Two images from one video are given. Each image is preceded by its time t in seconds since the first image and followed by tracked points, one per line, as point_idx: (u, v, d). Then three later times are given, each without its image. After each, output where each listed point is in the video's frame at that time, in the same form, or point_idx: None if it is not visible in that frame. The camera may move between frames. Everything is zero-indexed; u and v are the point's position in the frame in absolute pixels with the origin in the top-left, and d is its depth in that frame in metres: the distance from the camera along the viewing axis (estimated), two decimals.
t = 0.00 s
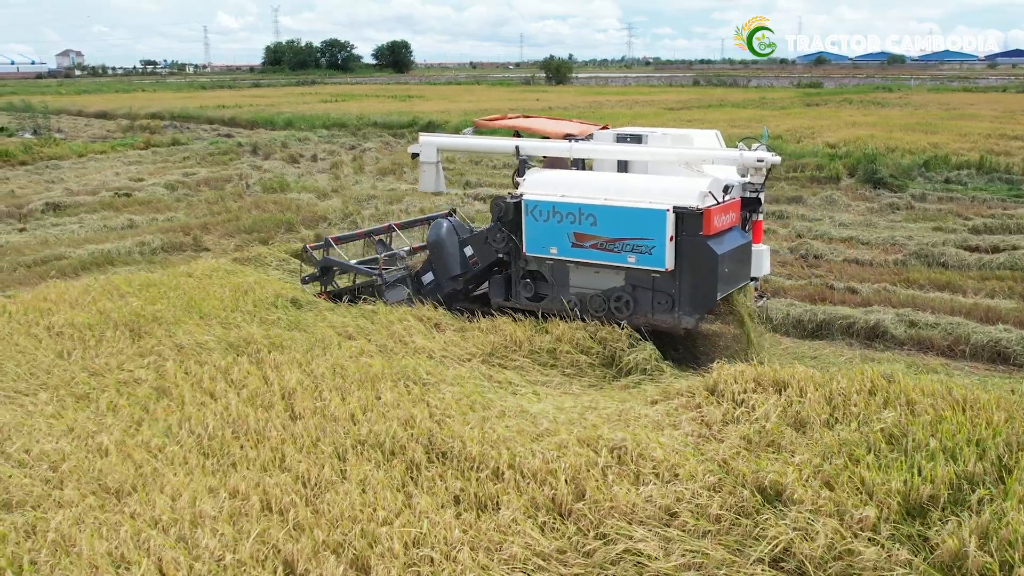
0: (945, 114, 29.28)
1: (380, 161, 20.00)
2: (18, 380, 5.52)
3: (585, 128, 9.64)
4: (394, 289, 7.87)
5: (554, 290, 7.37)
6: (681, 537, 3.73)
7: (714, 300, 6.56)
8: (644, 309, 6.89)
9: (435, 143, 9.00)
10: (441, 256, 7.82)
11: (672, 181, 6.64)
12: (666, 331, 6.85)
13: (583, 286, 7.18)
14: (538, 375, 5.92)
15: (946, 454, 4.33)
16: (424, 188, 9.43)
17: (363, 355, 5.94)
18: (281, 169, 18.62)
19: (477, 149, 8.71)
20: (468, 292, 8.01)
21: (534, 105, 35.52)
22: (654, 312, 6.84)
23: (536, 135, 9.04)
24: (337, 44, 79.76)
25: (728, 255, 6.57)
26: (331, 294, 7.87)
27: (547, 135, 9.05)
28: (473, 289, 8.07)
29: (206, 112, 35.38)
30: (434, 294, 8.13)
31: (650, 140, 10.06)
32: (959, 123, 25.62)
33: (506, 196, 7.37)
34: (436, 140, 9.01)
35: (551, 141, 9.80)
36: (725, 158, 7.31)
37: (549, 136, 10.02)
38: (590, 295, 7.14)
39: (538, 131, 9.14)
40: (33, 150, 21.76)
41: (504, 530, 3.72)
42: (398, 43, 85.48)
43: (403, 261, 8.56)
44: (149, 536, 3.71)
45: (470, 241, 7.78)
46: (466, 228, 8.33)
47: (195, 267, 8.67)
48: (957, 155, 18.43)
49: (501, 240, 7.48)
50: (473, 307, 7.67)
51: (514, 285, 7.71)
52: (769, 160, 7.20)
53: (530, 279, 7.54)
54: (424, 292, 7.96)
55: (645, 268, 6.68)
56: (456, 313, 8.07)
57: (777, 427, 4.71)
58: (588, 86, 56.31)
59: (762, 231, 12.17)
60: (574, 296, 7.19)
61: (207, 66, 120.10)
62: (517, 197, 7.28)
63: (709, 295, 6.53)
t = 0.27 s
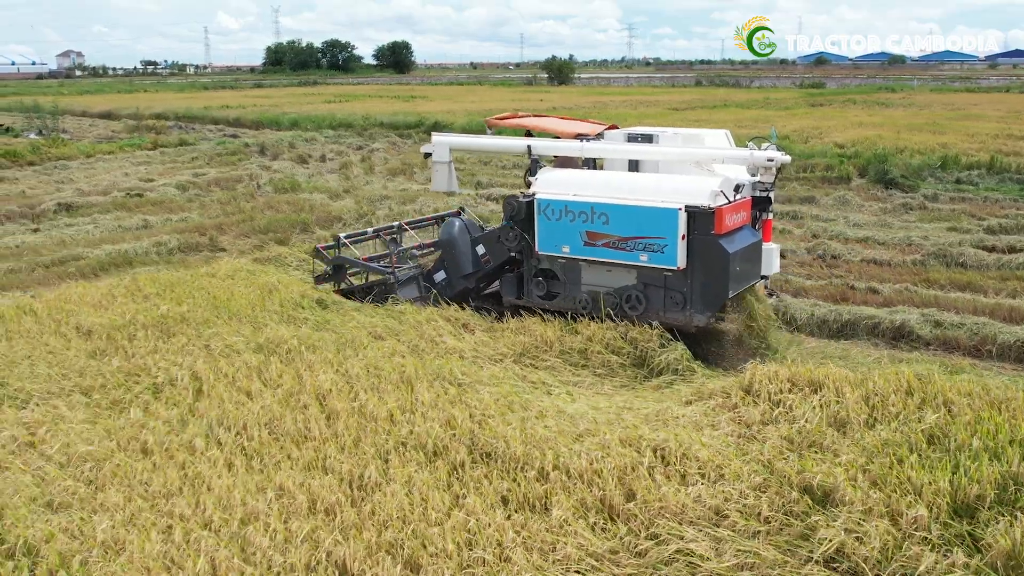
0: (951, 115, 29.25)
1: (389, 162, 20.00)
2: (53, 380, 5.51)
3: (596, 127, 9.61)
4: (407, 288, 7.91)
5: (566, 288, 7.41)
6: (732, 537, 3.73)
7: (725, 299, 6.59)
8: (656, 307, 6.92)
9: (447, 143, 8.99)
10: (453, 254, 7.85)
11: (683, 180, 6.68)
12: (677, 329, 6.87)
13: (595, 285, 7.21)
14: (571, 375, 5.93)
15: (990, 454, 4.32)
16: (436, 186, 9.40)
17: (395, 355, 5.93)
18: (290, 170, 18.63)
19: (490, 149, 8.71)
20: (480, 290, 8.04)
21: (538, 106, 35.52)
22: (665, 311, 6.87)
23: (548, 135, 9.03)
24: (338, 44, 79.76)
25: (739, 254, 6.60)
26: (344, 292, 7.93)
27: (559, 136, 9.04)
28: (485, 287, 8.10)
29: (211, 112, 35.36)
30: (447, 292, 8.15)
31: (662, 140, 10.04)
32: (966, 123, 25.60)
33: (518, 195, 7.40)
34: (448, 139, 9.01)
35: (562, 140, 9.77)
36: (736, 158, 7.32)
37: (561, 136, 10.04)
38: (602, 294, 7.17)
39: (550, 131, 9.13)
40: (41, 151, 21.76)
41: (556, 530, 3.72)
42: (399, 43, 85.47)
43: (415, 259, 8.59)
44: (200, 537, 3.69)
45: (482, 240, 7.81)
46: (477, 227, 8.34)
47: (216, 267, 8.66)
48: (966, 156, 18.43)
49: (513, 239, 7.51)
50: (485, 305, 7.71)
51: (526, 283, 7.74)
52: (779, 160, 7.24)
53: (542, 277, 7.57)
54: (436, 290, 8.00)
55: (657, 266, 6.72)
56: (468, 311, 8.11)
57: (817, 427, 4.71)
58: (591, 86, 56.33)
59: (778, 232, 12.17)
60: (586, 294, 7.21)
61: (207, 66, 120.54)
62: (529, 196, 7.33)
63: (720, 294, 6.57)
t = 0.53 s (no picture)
0: (957, 114, 29.23)
1: (398, 162, 20.00)
2: (88, 379, 5.50)
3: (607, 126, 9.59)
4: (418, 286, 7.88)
5: (578, 285, 7.37)
6: (785, 536, 3.72)
7: (737, 296, 6.57)
8: (668, 304, 6.89)
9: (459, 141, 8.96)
10: (465, 252, 7.80)
11: (696, 177, 6.66)
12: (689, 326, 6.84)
13: (607, 281, 7.17)
14: (603, 373, 5.93)
15: None
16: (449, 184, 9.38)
17: (428, 354, 5.93)
18: (300, 170, 18.64)
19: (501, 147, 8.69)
20: (492, 287, 7.99)
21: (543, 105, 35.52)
22: (678, 307, 6.84)
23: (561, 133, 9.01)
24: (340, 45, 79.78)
25: (751, 251, 6.58)
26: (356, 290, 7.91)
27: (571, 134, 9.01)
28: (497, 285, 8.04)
29: (216, 112, 35.38)
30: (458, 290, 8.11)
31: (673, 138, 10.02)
32: (974, 123, 25.57)
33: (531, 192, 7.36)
34: (460, 137, 8.99)
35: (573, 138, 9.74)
36: (747, 155, 7.30)
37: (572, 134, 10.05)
38: (614, 290, 7.13)
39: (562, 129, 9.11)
40: (49, 151, 21.77)
41: (610, 529, 3.71)
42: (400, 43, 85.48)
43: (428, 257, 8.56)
44: (253, 535, 3.69)
45: (494, 238, 7.75)
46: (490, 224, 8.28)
47: (237, 267, 8.65)
48: (977, 155, 18.42)
49: (525, 237, 7.46)
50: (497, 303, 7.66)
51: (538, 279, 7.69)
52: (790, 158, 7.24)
53: (554, 275, 7.52)
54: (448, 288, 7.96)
55: (669, 263, 6.69)
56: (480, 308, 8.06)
57: (860, 425, 4.69)
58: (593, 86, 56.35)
59: (793, 231, 12.16)
60: (598, 291, 7.18)
61: (207, 66, 120.66)
62: (542, 193, 7.29)
63: (732, 291, 6.55)
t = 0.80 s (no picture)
0: (963, 114, 29.23)
1: (407, 161, 20.02)
2: (125, 377, 5.52)
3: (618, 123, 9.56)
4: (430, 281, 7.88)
5: (591, 281, 7.34)
6: (837, 531, 3.72)
7: (749, 292, 6.55)
8: (680, 300, 6.87)
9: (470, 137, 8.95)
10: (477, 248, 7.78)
11: (708, 174, 6.64)
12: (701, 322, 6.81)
13: (619, 277, 7.15)
14: (636, 371, 5.94)
15: None
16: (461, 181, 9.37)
17: (461, 351, 5.94)
18: (310, 169, 18.65)
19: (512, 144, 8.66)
20: (504, 282, 7.97)
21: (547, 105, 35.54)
22: (689, 303, 6.82)
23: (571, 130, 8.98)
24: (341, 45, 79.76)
25: (762, 247, 6.55)
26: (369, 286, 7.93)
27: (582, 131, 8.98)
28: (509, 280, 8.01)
29: (220, 112, 35.40)
30: (470, 285, 8.10)
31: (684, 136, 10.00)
32: (981, 122, 25.57)
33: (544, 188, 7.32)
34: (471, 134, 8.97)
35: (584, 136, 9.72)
36: (759, 153, 7.27)
37: (583, 132, 10.07)
38: (626, 286, 7.11)
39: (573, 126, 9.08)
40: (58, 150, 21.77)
41: (664, 524, 3.71)
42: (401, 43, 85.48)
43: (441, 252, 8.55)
44: (307, 531, 3.70)
45: (507, 233, 7.71)
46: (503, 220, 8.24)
47: (260, 266, 8.67)
48: (986, 154, 18.43)
49: (538, 232, 7.42)
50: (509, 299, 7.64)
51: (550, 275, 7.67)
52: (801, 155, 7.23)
53: (567, 270, 7.49)
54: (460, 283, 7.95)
55: (681, 259, 6.67)
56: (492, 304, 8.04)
57: (902, 421, 4.70)
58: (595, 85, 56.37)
59: (809, 229, 12.17)
60: (610, 286, 7.15)
61: (207, 66, 120.69)
62: (555, 190, 7.27)
63: (743, 287, 6.52)
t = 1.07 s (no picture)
0: (965, 113, 29.28)
1: (414, 160, 20.02)
2: (156, 374, 5.53)
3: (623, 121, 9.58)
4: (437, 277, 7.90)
5: (597, 276, 7.35)
6: (881, 525, 3.74)
7: (754, 288, 6.61)
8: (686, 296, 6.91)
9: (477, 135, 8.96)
10: (484, 244, 7.78)
11: (714, 172, 6.69)
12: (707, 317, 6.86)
13: (626, 273, 7.17)
14: (664, 368, 5.97)
15: None
16: (469, 178, 9.37)
17: (490, 349, 5.95)
18: (317, 168, 18.65)
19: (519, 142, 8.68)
20: (511, 277, 7.97)
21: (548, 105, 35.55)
22: (695, 299, 6.86)
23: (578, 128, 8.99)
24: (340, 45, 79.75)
25: (768, 244, 6.61)
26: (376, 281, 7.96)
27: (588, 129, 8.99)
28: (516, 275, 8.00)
29: (224, 112, 35.40)
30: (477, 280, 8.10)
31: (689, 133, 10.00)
32: (984, 122, 25.63)
33: (552, 184, 7.30)
34: (477, 132, 8.99)
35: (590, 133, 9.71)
36: (763, 151, 7.32)
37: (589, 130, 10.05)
38: (632, 282, 7.13)
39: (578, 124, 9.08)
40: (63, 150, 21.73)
41: (710, 520, 3.73)
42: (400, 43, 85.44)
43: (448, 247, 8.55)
44: (355, 527, 3.71)
45: (514, 229, 7.69)
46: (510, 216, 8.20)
47: (279, 265, 8.69)
48: (993, 153, 18.45)
49: (545, 228, 7.41)
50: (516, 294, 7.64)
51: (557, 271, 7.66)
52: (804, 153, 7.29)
53: (574, 266, 7.48)
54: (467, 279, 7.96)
55: (688, 256, 6.72)
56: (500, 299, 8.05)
57: (938, 416, 4.71)
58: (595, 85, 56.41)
59: (821, 228, 12.19)
60: (617, 282, 7.17)
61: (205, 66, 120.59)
62: (563, 186, 7.28)
63: (749, 284, 6.59)
